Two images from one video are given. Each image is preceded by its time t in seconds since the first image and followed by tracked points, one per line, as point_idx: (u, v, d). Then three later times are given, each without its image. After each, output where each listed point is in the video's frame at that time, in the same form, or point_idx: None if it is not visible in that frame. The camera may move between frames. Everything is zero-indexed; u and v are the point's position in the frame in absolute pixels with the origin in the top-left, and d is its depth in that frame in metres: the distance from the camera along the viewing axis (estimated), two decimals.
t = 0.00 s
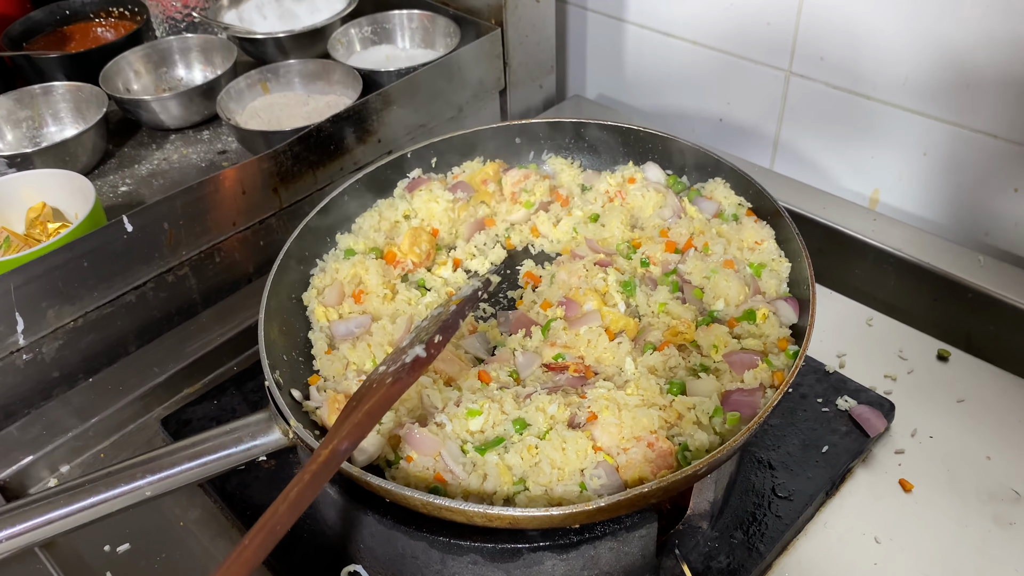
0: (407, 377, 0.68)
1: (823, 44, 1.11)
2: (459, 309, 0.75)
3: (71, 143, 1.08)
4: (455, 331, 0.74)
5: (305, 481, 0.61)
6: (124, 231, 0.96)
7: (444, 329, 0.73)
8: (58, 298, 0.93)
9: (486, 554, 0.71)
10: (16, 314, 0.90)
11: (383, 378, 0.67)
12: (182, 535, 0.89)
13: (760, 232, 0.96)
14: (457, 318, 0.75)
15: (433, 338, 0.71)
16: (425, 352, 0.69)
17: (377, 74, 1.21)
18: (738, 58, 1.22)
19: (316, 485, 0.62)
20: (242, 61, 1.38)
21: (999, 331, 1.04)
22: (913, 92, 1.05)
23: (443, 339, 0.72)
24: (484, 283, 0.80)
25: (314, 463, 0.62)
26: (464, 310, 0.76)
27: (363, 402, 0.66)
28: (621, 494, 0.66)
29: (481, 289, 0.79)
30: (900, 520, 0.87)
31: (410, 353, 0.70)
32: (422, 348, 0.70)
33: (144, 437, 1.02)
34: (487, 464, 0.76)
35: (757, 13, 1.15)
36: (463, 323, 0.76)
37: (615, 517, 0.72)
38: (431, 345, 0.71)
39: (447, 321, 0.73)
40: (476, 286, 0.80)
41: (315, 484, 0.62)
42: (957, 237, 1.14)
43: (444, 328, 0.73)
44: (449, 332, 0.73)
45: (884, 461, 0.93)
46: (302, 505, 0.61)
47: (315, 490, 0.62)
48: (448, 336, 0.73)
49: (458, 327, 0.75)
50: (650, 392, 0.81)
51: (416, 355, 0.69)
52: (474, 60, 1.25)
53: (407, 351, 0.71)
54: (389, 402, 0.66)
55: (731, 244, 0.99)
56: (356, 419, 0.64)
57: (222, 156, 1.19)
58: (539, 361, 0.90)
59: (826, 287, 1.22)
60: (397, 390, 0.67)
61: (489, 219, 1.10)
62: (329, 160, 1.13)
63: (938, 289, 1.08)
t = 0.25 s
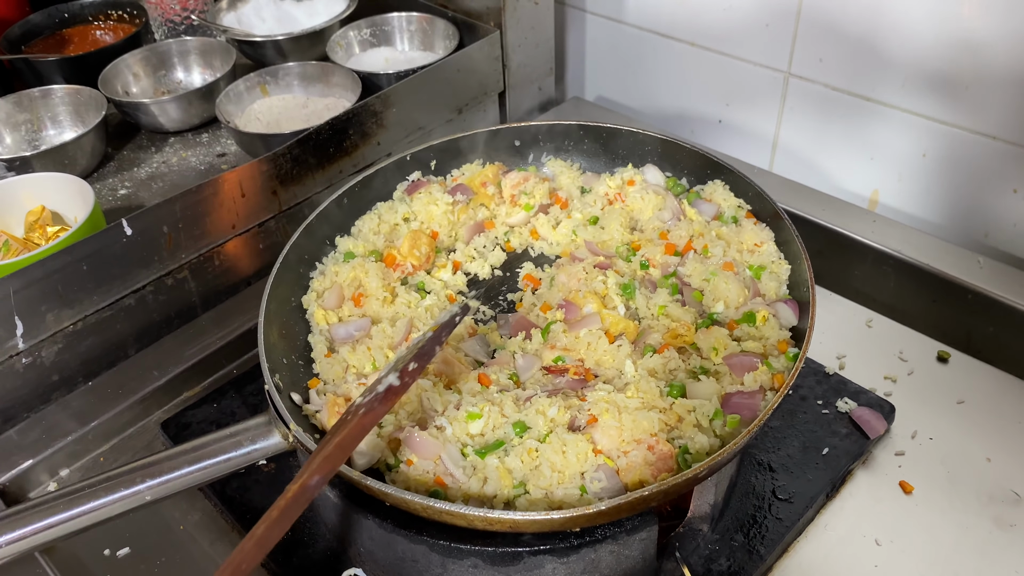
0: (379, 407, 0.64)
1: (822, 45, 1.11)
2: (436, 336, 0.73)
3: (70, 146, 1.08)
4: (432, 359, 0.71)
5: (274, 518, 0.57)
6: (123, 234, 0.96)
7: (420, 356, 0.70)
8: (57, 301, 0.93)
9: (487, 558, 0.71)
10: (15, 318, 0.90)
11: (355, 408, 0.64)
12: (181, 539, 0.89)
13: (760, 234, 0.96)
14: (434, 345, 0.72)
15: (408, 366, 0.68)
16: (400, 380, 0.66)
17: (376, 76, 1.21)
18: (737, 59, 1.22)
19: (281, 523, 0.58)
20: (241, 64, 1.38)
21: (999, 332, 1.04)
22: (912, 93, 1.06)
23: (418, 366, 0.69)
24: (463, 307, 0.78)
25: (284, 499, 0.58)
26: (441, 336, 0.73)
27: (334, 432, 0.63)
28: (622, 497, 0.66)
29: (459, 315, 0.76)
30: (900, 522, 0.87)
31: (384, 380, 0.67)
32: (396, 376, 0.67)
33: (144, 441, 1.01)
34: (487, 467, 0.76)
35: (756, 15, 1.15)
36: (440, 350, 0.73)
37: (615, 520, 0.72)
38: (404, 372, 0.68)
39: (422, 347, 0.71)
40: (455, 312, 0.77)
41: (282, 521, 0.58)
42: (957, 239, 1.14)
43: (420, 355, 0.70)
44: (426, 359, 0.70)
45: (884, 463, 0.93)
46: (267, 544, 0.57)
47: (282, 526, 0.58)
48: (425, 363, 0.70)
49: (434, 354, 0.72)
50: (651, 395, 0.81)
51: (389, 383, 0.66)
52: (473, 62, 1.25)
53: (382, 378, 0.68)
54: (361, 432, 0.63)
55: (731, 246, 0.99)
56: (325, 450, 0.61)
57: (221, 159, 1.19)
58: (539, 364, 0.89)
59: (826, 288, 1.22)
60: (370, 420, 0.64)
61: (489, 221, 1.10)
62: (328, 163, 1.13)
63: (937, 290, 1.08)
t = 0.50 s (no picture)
0: (367, 459, 0.61)
1: (821, 48, 1.11)
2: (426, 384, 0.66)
3: (69, 150, 1.08)
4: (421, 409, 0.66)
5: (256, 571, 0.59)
6: (122, 238, 0.96)
7: (409, 406, 0.65)
8: (56, 306, 0.93)
9: (487, 562, 0.71)
10: (14, 322, 0.90)
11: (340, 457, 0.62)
12: (181, 544, 0.89)
13: (759, 238, 0.96)
14: (424, 394, 0.66)
15: (395, 417, 0.64)
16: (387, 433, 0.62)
17: (375, 80, 1.21)
18: (736, 62, 1.22)
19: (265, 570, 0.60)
20: (240, 67, 1.38)
21: (998, 334, 1.04)
22: (910, 96, 1.06)
23: (407, 417, 0.65)
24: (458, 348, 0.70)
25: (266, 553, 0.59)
26: (432, 384, 0.67)
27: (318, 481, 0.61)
28: (622, 502, 0.66)
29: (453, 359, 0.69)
30: (900, 525, 0.87)
31: (370, 431, 0.63)
32: (382, 428, 0.63)
33: (142, 445, 1.03)
34: (487, 472, 0.76)
35: (755, 18, 1.16)
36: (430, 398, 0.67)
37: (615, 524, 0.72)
38: (393, 424, 0.63)
39: (412, 397, 0.65)
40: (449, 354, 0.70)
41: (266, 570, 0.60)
42: (955, 241, 1.14)
43: (408, 405, 0.65)
44: (415, 410, 0.65)
45: (884, 466, 0.93)
46: None
47: None
48: (414, 414, 0.65)
49: (423, 402, 0.66)
50: (650, 399, 0.81)
51: (377, 435, 0.62)
52: (472, 65, 1.25)
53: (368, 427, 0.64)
54: (346, 485, 0.61)
55: (730, 249, 0.99)
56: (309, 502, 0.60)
57: (220, 162, 1.19)
58: (538, 368, 0.90)
59: (825, 291, 1.22)
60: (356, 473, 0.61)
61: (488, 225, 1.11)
62: (327, 167, 1.13)
63: (936, 293, 1.08)
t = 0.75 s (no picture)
0: (369, 485, 0.61)
1: (819, 51, 1.11)
2: (433, 408, 0.66)
3: (68, 155, 1.08)
4: (426, 433, 0.65)
5: None
6: (121, 243, 0.96)
7: (415, 429, 0.64)
8: (55, 311, 0.93)
9: (486, 568, 0.71)
10: (13, 328, 0.90)
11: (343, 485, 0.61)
12: (180, 550, 0.89)
13: (758, 242, 0.96)
14: (430, 418, 0.66)
15: (400, 441, 0.63)
16: (391, 458, 0.62)
17: (374, 84, 1.22)
18: (734, 65, 1.22)
19: None
20: (239, 71, 1.38)
21: (997, 338, 1.04)
22: (909, 99, 1.06)
23: (412, 441, 0.64)
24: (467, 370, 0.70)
25: None
26: (439, 407, 0.67)
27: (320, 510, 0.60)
28: (621, 508, 0.66)
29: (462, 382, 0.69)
30: (899, 529, 0.87)
31: (374, 455, 0.62)
32: (386, 452, 0.62)
33: (141, 450, 1.02)
34: (486, 478, 0.76)
35: (753, 21, 1.16)
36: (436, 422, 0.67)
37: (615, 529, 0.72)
38: (397, 448, 0.62)
39: (419, 420, 0.65)
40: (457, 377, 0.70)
41: None
42: (954, 244, 1.14)
43: (414, 429, 0.64)
44: (420, 434, 0.65)
45: (883, 470, 0.93)
46: None
47: None
48: (419, 438, 0.64)
49: (429, 427, 0.66)
50: (649, 403, 0.82)
51: (381, 459, 0.61)
52: (471, 69, 1.25)
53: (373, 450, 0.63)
54: (348, 511, 0.60)
55: (728, 254, 0.99)
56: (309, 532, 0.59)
57: (219, 167, 1.19)
58: (537, 373, 0.90)
59: (824, 294, 1.22)
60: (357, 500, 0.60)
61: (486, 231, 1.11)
62: (326, 171, 1.13)
63: (935, 296, 1.08)
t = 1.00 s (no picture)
0: (379, 522, 0.61)
1: (817, 55, 1.11)
2: (443, 443, 0.66)
3: (66, 159, 1.08)
4: (436, 467, 0.66)
5: None
6: (119, 247, 0.96)
7: (425, 464, 0.64)
8: (53, 315, 0.93)
9: (484, 572, 0.71)
10: (10, 332, 0.90)
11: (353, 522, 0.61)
12: (178, 554, 0.89)
13: (756, 245, 0.96)
14: (441, 453, 0.66)
15: (410, 477, 0.63)
16: (400, 495, 0.62)
17: (372, 88, 1.22)
18: (732, 69, 1.23)
19: None
20: (237, 75, 1.38)
21: (994, 340, 1.05)
22: (906, 103, 1.06)
23: (422, 476, 0.64)
24: (478, 402, 0.71)
25: None
26: (450, 441, 0.67)
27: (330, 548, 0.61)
28: (619, 512, 0.66)
29: (473, 415, 0.69)
30: (898, 533, 0.87)
31: (384, 490, 0.62)
32: (396, 488, 0.62)
33: (139, 454, 1.02)
34: (484, 482, 0.76)
35: (751, 25, 1.16)
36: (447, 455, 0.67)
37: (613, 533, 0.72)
38: (407, 484, 0.62)
39: (429, 456, 0.65)
40: (469, 409, 0.70)
41: None
42: (951, 247, 1.14)
43: (424, 464, 0.65)
44: (430, 469, 0.65)
45: (881, 473, 0.93)
46: None
47: None
48: (429, 474, 0.64)
49: (440, 461, 0.66)
50: (647, 407, 0.82)
51: (390, 496, 0.61)
52: (469, 72, 1.25)
53: (383, 486, 0.63)
54: (355, 549, 0.61)
55: (727, 258, 0.99)
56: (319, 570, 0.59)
57: (217, 170, 1.19)
58: (535, 376, 0.90)
59: (822, 297, 1.22)
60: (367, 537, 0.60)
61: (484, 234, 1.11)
62: (325, 175, 1.13)
63: (933, 299, 1.08)
